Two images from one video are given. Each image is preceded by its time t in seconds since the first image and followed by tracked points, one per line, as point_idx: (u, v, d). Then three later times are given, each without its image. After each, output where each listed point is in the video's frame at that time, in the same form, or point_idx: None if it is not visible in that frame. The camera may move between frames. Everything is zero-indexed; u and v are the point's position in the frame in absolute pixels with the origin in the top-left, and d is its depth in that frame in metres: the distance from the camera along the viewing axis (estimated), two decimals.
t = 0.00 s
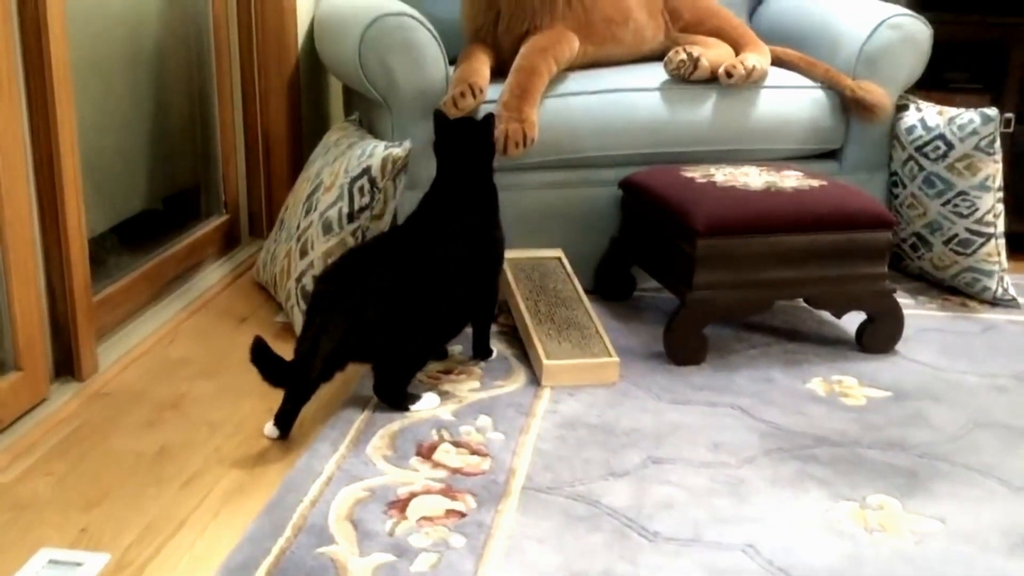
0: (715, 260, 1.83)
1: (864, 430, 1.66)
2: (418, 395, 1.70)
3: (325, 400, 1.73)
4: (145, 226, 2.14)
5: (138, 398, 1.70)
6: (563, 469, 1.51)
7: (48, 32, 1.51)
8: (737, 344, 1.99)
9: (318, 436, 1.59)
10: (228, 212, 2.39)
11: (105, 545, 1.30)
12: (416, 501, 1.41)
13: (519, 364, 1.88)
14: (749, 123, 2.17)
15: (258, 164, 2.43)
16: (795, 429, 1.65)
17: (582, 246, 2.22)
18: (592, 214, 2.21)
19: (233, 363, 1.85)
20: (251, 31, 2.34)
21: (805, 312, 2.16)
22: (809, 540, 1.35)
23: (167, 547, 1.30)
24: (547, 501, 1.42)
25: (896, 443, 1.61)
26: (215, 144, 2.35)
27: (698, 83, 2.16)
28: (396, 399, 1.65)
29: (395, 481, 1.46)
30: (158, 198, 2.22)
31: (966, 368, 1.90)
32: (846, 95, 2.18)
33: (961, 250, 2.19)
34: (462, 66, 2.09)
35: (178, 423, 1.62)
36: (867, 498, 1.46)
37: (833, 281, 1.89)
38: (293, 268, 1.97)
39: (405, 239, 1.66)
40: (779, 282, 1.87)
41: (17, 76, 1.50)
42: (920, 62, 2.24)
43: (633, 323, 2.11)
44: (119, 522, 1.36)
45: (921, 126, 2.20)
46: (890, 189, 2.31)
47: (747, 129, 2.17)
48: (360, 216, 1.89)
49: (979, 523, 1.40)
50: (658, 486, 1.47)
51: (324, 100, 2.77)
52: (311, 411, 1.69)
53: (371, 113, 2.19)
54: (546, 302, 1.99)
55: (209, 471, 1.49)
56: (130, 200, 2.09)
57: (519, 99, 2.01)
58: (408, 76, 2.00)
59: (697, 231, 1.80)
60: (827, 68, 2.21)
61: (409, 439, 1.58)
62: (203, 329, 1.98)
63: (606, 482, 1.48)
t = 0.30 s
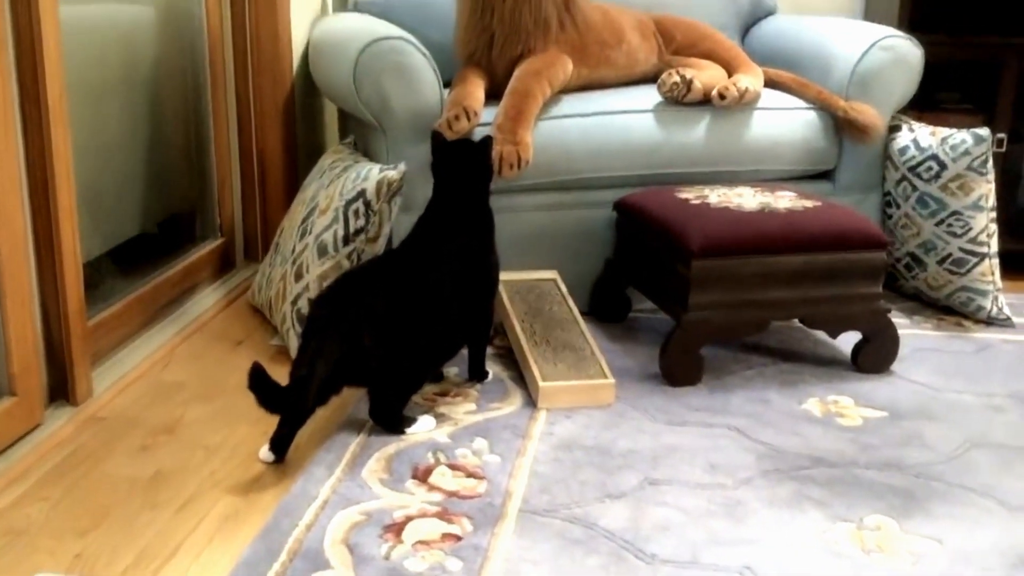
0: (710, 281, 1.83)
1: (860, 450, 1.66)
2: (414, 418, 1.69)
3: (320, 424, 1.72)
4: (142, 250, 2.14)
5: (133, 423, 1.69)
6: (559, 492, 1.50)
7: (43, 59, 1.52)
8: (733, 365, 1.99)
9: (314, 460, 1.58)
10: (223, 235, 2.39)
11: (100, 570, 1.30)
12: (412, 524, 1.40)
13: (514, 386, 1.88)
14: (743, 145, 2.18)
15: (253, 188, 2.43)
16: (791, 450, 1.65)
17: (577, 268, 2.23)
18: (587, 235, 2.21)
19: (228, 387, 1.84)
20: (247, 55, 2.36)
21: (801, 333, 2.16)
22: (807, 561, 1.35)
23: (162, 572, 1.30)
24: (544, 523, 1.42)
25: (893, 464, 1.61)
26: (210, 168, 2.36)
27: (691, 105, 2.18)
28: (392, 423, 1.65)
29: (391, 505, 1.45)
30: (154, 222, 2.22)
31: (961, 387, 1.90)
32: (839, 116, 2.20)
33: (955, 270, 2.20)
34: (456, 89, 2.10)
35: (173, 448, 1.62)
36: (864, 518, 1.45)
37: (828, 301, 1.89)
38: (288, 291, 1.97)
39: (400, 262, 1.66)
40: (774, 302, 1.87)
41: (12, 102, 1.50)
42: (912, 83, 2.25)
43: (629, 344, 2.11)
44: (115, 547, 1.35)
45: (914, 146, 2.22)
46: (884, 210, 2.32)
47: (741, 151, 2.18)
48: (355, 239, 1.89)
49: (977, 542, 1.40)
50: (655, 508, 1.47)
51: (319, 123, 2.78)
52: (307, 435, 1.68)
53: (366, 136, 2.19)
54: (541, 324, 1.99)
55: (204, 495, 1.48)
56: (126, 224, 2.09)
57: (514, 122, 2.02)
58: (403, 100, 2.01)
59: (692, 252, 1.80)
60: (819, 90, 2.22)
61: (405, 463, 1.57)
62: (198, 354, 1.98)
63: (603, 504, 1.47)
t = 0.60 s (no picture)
0: (704, 310, 1.84)
1: (855, 480, 1.65)
2: (407, 449, 1.69)
3: (313, 456, 1.72)
4: (137, 281, 2.14)
5: (126, 455, 1.69)
6: (553, 523, 1.50)
7: (39, 93, 1.53)
8: (727, 395, 1.99)
9: (307, 492, 1.58)
10: (217, 266, 2.41)
11: None
12: (405, 556, 1.39)
13: (509, 417, 1.87)
14: (735, 176, 2.20)
15: (248, 219, 2.44)
16: (786, 481, 1.65)
17: (571, 298, 2.23)
18: (581, 266, 2.22)
19: (221, 419, 1.84)
20: (242, 87, 2.37)
21: (795, 363, 2.17)
22: None
23: None
24: (538, 555, 1.41)
25: (887, 494, 1.61)
26: (206, 199, 2.38)
27: (684, 137, 2.20)
28: (385, 454, 1.65)
29: (385, 537, 1.44)
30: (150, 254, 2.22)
31: (955, 417, 1.90)
32: (830, 147, 2.21)
33: (947, 299, 2.21)
34: (450, 121, 2.11)
35: (166, 480, 1.61)
36: (859, 549, 1.45)
37: (821, 331, 1.90)
38: (282, 322, 1.97)
39: (394, 293, 1.66)
40: (768, 332, 1.88)
41: (8, 136, 1.51)
42: (902, 115, 2.27)
43: (623, 374, 2.11)
44: None
45: (904, 177, 2.23)
46: (875, 241, 2.33)
47: (733, 182, 2.20)
48: (350, 270, 1.90)
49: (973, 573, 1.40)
50: (649, 539, 1.46)
51: (314, 155, 2.80)
52: (300, 467, 1.68)
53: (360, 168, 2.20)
54: (535, 354, 1.99)
55: (196, 528, 1.47)
56: (121, 256, 2.10)
57: (507, 153, 2.04)
58: (398, 132, 2.02)
59: (686, 282, 1.81)
60: (810, 122, 2.24)
61: (398, 494, 1.57)
62: (191, 386, 1.98)
63: (597, 536, 1.47)
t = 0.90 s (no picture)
0: (700, 334, 1.84)
1: (851, 504, 1.65)
2: (403, 473, 1.69)
3: (309, 480, 1.71)
4: (133, 304, 2.14)
5: (121, 479, 1.68)
6: (549, 547, 1.49)
7: (36, 116, 1.53)
8: (724, 418, 1.99)
9: (302, 516, 1.57)
10: (213, 290, 2.40)
11: None
12: None
13: (504, 441, 1.87)
14: (730, 199, 2.21)
15: (245, 243, 2.44)
16: (783, 504, 1.65)
17: (567, 321, 2.24)
18: (577, 289, 2.22)
19: (216, 443, 1.84)
20: (240, 110, 2.37)
21: (791, 386, 2.17)
22: None
23: None
24: None
25: (884, 517, 1.61)
26: (203, 223, 2.38)
27: (679, 160, 2.21)
28: (381, 478, 1.64)
29: (380, 561, 1.44)
30: (146, 277, 2.22)
31: (951, 440, 1.90)
32: (825, 171, 2.23)
33: (943, 323, 2.21)
34: (446, 145, 2.12)
35: (161, 504, 1.61)
36: (856, 573, 1.45)
37: (817, 354, 1.90)
38: (278, 345, 1.97)
39: (389, 317, 1.66)
40: (764, 355, 1.88)
41: (6, 159, 1.51)
42: (896, 140, 2.29)
43: (619, 397, 2.11)
44: None
45: (899, 202, 2.25)
46: (870, 264, 2.33)
47: (728, 205, 2.21)
48: (346, 292, 1.90)
49: None
50: (646, 563, 1.46)
51: (311, 178, 2.81)
52: (296, 491, 1.67)
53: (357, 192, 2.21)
54: (532, 378, 1.99)
55: (191, 552, 1.47)
56: (117, 278, 2.10)
57: (503, 177, 2.04)
58: (394, 156, 2.03)
59: (681, 305, 1.81)
60: (804, 146, 2.25)
61: (394, 518, 1.56)
62: (186, 409, 1.98)
63: (594, 560, 1.46)
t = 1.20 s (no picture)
0: (695, 355, 1.85)
1: (847, 526, 1.65)
2: (398, 495, 1.68)
3: (303, 502, 1.71)
4: (129, 325, 2.15)
5: (115, 501, 1.68)
6: (544, 569, 1.49)
7: (33, 137, 1.54)
8: (719, 440, 1.99)
9: (296, 538, 1.57)
10: (209, 311, 2.41)
11: None
12: None
13: (500, 462, 1.87)
14: (725, 221, 2.21)
15: (241, 263, 2.44)
16: (778, 526, 1.64)
17: (562, 343, 2.24)
18: (572, 310, 2.23)
19: (210, 465, 1.83)
20: (237, 131, 2.38)
21: (786, 408, 2.17)
22: None
23: None
24: None
25: (880, 540, 1.61)
26: (199, 244, 2.38)
27: (675, 182, 2.21)
28: (376, 500, 1.64)
29: None
30: (142, 297, 2.23)
31: (946, 463, 1.90)
32: (819, 194, 2.24)
33: (937, 344, 2.22)
34: (442, 167, 2.13)
35: (154, 527, 1.60)
36: None
37: (812, 376, 1.90)
38: (273, 366, 1.97)
39: (385, 339, 1.66)
40: (759, 377, 1.88)
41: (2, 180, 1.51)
42: (889, 163, 2.30)
43: (614, 419, 2.11)
44: None
45: (892, 224, 2.26)
46: (864, 286, 2.34)
47: (723, 227, 2.22)
48: (342, 313, 1.91)
49: None
50: None
51: (307, 200, 2.82)
52: (290, 513, 1.67)
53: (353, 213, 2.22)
54: (527, 399, 1.99)
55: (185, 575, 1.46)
56: (113, 298, 2.10)
57: (499, 199, 2.05)
58: (390, 178, 2.04)
59: (676, 327, 1.82)
60: (798, 168, 2.26)
61: (389, 540, 1.56)
62: (181, 431, 1.97)
63: None
